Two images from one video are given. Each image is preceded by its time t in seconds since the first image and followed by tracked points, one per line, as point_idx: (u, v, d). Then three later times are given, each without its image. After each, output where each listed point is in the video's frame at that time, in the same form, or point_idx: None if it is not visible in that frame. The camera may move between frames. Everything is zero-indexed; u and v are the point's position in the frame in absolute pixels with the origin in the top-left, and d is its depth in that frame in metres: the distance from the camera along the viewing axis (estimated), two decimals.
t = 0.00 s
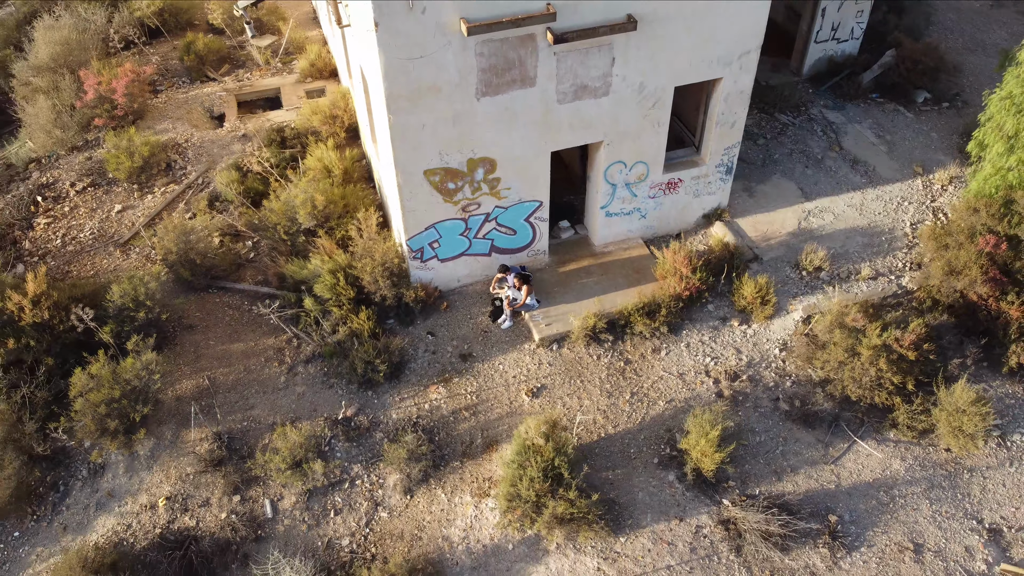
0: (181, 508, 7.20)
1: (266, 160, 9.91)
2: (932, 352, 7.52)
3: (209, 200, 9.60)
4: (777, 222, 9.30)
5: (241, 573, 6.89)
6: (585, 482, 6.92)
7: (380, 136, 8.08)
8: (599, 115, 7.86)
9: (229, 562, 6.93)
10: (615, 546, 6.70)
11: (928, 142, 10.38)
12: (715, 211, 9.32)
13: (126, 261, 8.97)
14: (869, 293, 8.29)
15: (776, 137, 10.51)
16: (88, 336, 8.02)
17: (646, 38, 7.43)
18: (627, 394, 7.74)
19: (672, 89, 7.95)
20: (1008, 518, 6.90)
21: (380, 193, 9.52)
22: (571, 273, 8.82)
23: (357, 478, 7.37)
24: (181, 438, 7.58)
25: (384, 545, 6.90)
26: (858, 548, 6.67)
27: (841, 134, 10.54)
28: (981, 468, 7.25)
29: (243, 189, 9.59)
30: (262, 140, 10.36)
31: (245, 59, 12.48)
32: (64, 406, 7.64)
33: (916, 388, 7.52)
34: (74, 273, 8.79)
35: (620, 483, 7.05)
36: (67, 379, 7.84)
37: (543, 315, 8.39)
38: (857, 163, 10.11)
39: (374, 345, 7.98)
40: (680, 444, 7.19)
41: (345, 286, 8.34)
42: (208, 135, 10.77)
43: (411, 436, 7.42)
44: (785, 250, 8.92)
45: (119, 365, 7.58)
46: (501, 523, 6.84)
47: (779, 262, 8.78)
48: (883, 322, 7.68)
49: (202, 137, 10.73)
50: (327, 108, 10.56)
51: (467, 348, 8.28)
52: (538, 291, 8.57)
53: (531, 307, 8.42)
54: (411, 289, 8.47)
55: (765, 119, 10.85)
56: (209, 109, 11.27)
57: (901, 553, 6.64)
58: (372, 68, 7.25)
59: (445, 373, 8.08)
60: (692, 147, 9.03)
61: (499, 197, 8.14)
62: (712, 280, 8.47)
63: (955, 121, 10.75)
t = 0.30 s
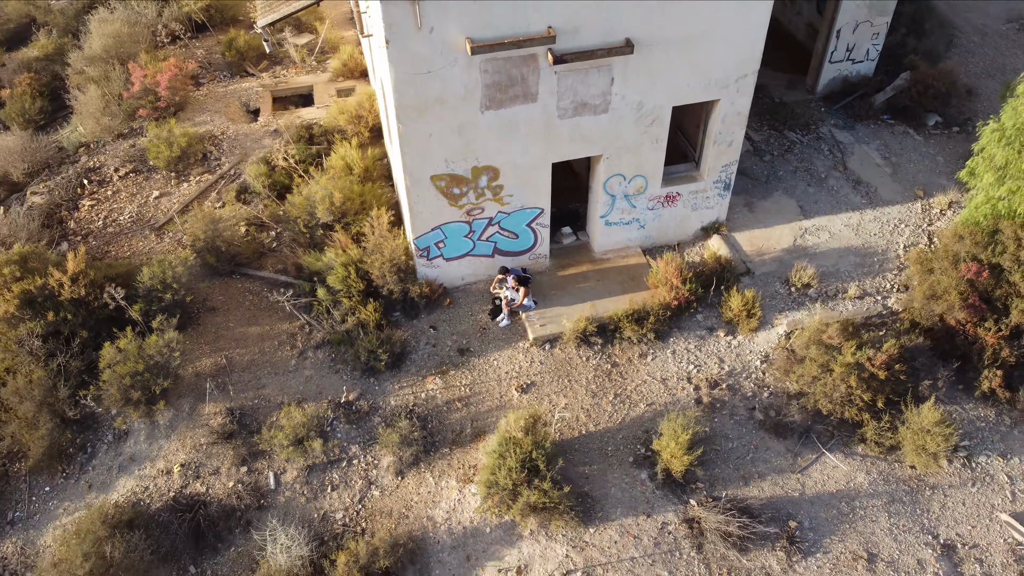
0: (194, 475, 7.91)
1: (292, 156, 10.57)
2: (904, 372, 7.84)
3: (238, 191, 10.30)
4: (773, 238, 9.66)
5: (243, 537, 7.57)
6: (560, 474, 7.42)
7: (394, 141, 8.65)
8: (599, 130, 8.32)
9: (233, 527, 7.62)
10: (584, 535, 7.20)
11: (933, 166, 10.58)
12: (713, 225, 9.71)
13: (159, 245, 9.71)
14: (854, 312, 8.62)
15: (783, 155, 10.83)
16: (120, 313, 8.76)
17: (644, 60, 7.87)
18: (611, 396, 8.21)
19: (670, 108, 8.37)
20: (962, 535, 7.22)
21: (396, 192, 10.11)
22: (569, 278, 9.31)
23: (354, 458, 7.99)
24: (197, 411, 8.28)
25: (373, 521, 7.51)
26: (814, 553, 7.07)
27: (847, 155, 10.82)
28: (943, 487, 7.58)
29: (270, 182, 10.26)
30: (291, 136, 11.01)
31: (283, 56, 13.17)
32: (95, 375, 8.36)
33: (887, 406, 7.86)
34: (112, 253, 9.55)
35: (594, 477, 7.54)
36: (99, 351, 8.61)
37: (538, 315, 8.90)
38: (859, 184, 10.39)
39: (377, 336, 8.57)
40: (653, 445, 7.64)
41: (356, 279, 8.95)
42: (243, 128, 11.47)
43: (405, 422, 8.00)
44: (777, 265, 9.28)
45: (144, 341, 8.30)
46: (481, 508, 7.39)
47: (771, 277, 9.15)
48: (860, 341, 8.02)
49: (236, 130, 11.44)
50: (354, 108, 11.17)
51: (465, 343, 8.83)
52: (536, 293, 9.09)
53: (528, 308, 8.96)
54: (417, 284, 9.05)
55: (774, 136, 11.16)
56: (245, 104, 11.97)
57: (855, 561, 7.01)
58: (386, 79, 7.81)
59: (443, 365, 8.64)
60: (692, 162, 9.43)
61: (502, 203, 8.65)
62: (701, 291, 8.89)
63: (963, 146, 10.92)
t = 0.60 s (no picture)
0: (210, 441, 8.70)
1: (322, 151, 11.29)
2: (875, 392, 8.22)
3: (269, 183, 11.11)
4: (769, 255, 10.06)
5: (249, 501, 8.33)
6: (539, 465, 8.00)
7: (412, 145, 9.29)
8: (601, 144, 8.83)
9: (240, 491, 8.39)
10: (556, 522, 7.79)
11: (938, 192, 10.82)
12: (712, 239, 10.15)
13: (196, 228, 10.53)
14: (838, 330, 8.99)
15: (790, 174, 11.17)
16: (155, 289, 9.60)
17: (645, 82, 8.35)
18: (596, 395, 8.75)
19: (670, 128, 8.84)
20: (916, 550, 7.60)
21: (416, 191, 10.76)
22: (570, 281, 9.86)
23: (354, 436, 8.67)
24: (216, 384, 9.06)
25: (366, 495, 8.20)
26: (770, 555, 7.52)
27: (853, 177, 11.12)
28: (904, 503, 7.95)
29: (300, 175, 11.00)
30: (324, 132, 11.74)
31: (324, 55, 13.93)
32: (127, 345, 9.24)
33: (857, 423, 8.24)
34: (152, 234, 10.40)
35: (571, 470, 8.11)
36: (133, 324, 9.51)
37: (536, 315, 9.47)
38: (861, 207, 10.69)
39: (384, 325, 9.24)
40: (628, 443, 8.17)
41: (369, 271, 9.63)
42: (280, 122, 12.25)
43: (403, 406, 8.65)
44: (769, 282, 9.68)
45: (173, 317, 9.11)
46: (465, 491, 8.01)
47: (762, 292, 9.56)
48: (836, 359, 8.41)
49: (274, 124, 12.23)
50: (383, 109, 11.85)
51: (466, 337, 9.45)
52: (537, 294, 9.66)
53: (527, 308, 9.52)
54: (425, 280, 9.70)
55: (784, 155, 11.50)
56: (285, 99, 12.75)
57: (809, 565, 7.44)
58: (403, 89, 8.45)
59: (443, 356, 9.28)
60: (694, 178, 9.87)
61: (508, 208, 9.23)
62: (692, 302, 9.35)
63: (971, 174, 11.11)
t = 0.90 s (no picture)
0: (225, 415, 9.45)
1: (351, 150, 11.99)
2: (848, 410, 8.59)
3: (300, 177, 11.85)
4: (766, 272, 10.43)
5: (256, 472, 9.06)
6: (523, 457, 8.55)
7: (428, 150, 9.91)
8: (603, 159, 9.33)
9: (249, 461, 9.12)
10: (534, 511, 8.34)
11: (942, 220, 11.03)
12: (712, 254, 10.56)
13: (229, 217, 11.32)
14: (823, 349, 9.35)
15: (796, 195, 11.50)
16: (186, 271, 10.39)
17: (645, 102, 8.83)
18: (584, 396, 9.26)
19: (670, 146, 9.30)
20: (874, 563, 7.95)
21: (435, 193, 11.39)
22: (571, 286, 10.38)
23: (357, 418, 9.32)
24: (235, 362, 9.81)
25: (363, 473, 8.85)
26: (732, 557, 7.96)
27: (859, 201, 11.41)
28: (869, 518, 8.29)
29: (328, 172, 11.72)
30: (354, 132, 12.43)
31: (363, 57, 14.65)
32: (157, 321, 10.05)
33: (829, 438, 8.61)
34: (189, 220, 11.23)
35: (553, 464, 8.65)
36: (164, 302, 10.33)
37: (536, 316, 10.02)
38: (863, 230, 10.98)
39: (392, 317, 9.89)
40: (608, 442, 8.66)
41: (383, 266, 10.29)
42: (315, 121, 13.00)
43: (402, 394, 9.28)
44: (763, 298, 10.07)
45: (199, 298, 9.90)
46: (453, 477, 8.61)
47: (754, 308, 9.95)
48: (814, 376, 8.79)
49: (310, 122, 12.98)
50: (411, 112, 12.49)
51: (469, 333, 10.04)
52: (538, 297, 10.21)
53: (528, 309, 10.07)
54: (435, 277, 10.33)
55: (793, 176, 11.82)
56: (322, 98, 13.50)
57: (768, 569, 7.86)
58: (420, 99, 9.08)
59: (445, 349, 9.89)
60: (696, 195, 10.30)
61: (514, 214, 9.79)
62: (685, 313, 9.79)
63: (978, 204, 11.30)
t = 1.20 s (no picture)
0: (244, 392, 10.31)
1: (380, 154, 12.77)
2: (819, 429, 9.03)
3: (331, 177, 12.69)
4: (761, 293, 10.87)
5: (267, 445, 9.88)
6: (507, 450, 9.19)
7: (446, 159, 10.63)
8: (605, 177, 9.91)
9: (262, 436, 9.95)
10: (515, 500, 8.99)
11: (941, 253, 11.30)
12: (710, 272, 11.05)
13: (264, 210, 12.23)
14: (805, 370, 9.78)
15: (801, 220, 11.89)
16: (219, 258, 11.33)
17: (646, 126, 9.39)
18: (573, 398, 9.84)
19: (670, 168, 9.84)
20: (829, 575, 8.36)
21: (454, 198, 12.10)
22: (573, 294, 10.97)
23: (362, 404, 10.08)
24: (257, 345, 10.67)
25: (362, 455, 9.61)
26: (695, 558, 8.47)
27: (862, 230, 11.74)
28: (830, 533, 8.70)
29: (357, 174, 12.52)
30: (385, 137, 13.20)
31: (403, 64, 15.45)
32: (190, 302, 10.99)
33: (800, 454, 9.05)
34: (227, 211, 12.17)
35: (537, 459, 9.28)
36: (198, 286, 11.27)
37: (536, 321, 10.65)
38: (862, 258, 11.32)
39: (402, 313, 10.63)
40: (589, 443, 9.25)
41: (398, 264, 11.04)
42: (352, 124, 13.84)
43: (405, 385, 10.01)
44: (754, 318, 10.52)
45: (228, 284, 10.79)
46: (443, 464, 9.30)
47: (744, 327, 10.42)
48: (790, 395, 9.25)
49: (346, 125, 13.82)
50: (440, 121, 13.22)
51: (473, 333, 10.72)
52: (540, 302, 10.84)
53: (529, 313, 10.70)
54: (445, 278, 11.04)
55: (800, 201, 12.19)
56: (360, 103, 14.34)
57: (727, 572, 8.35)
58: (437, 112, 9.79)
59: (449, 346, 10.59)
60: (698, 215, 10.80)
61: (521, 224, 10.43)
62: (676, 327, 10.31)
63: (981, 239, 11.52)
